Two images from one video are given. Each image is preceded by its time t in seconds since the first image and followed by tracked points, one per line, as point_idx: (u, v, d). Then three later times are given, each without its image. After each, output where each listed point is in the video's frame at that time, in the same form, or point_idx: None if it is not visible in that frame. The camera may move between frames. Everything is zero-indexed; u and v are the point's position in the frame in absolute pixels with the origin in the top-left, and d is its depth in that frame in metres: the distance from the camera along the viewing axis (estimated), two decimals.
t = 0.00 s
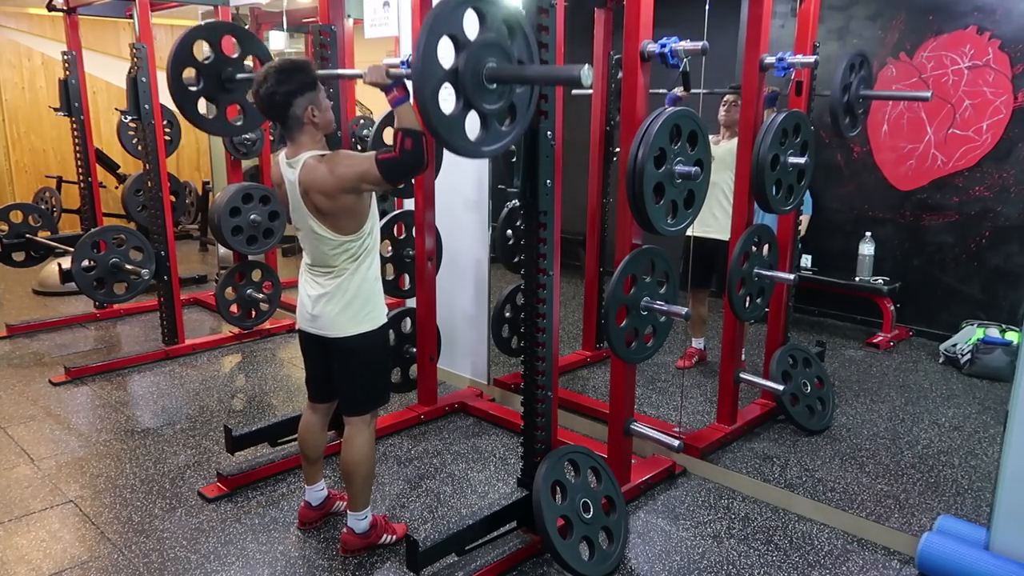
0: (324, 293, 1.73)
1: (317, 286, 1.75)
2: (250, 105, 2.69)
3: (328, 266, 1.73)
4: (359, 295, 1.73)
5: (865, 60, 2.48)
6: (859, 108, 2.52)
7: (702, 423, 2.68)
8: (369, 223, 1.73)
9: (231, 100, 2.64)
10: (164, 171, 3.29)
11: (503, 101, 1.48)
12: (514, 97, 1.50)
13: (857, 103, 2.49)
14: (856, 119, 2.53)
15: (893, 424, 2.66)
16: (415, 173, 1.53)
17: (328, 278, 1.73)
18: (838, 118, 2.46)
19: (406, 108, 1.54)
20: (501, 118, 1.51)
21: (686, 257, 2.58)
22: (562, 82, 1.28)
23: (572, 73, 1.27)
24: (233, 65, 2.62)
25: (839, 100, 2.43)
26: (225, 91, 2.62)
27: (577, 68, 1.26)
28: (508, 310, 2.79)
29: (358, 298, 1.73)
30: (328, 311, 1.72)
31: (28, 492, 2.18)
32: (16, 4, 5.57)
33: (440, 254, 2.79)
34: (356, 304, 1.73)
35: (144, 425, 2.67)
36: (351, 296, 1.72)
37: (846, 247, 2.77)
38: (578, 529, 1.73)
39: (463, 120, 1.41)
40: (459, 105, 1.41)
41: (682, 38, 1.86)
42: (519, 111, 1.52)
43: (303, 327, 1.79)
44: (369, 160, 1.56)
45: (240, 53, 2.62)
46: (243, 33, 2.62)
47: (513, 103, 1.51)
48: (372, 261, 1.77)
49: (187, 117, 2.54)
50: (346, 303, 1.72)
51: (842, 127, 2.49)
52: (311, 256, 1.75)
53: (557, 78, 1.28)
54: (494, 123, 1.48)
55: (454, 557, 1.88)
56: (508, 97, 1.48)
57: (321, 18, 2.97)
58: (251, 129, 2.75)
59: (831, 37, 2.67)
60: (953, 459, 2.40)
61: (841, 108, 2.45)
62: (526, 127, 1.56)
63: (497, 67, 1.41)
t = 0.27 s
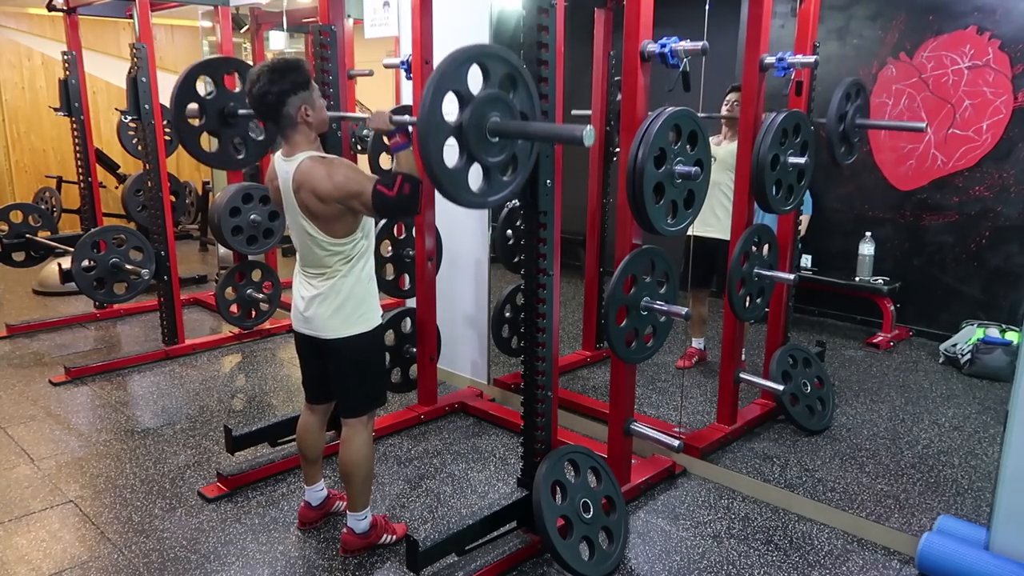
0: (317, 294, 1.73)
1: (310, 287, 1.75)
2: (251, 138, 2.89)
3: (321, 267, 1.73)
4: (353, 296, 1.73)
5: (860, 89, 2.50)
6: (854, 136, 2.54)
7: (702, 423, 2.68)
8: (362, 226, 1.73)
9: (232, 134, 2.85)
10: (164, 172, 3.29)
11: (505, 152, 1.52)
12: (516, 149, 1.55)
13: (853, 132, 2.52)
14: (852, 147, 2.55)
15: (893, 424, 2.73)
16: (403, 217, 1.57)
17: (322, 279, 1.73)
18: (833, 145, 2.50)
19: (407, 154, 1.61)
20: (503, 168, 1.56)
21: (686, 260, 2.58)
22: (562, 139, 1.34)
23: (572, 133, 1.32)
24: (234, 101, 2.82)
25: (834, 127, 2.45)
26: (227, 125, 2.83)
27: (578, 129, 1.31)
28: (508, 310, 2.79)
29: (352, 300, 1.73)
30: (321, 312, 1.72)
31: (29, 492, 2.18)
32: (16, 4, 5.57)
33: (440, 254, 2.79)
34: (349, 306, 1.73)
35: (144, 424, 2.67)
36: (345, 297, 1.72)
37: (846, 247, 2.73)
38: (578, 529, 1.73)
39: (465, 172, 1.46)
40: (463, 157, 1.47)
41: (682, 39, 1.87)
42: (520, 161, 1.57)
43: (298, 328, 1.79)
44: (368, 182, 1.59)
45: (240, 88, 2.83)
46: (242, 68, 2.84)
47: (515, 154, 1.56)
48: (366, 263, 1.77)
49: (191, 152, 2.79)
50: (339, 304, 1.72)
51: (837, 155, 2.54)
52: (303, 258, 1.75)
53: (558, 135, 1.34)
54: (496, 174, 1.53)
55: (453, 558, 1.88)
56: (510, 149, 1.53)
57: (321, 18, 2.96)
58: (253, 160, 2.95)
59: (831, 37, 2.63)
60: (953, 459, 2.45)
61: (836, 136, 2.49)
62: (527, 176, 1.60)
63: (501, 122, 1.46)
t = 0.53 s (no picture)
0: (318, 293, 1.73)
1: (311, 286, 1.75)
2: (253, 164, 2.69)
3: (322, 266, 1.73)
4: (353, 297, 1.73)
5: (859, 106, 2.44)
6: (854, 153, 2.47)
7: (702, 423, 2.68)
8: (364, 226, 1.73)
9: (234, 159, 2.65)
10: (164, 172, 3.29)
11: (506, 182, 1.53)
12: (517, 178, 1.56)
13: (853, 148, 2.45)
14: (851, 164, 2.48)
15: (893, 424, 2.65)
16: (393, 240, 1.63)
17: (323, 278, 1.74)
18: (831, 164, 2.42)
19: (405, 181, 1.78)
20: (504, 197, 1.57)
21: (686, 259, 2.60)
22: (563, 172, 1.35)
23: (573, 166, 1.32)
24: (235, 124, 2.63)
25: (833, 145, 2.39)
26: (228, 149, 2.63)
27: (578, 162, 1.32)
28: (508, 310, 2.79)
29: (352, 300, 1.73)
30: (321, 312, 1.72)
31: (28, 492, 2.18)
32: (16, 4, 5.57)
33: (439, 254, 2.79)
34: (349, 306, 1.73)
35: (144, 425, 2.67)
36: (345, 297, 1.72)
37: (846, 247, 2.75)
38: (578, 529, 1.73)
39: (465, 202, 1.47)
40: (464, 188, 1.48)
41: (682, 38, 1.87)
42: (521, 190, 1.57)
43: (298, 328, 1.79)
44: (368, 194, 1.61)
45: (244, 111, 2.64)
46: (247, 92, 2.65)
47: (516, 184, 1.56)
48: (367, 263, 1.77)
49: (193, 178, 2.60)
50: (339, 305, 1.72)
51: (837, 172, 2.44)
52: (304, 257, 1.75)
53: (558, 168, 1.34)
54: (496, 204, 1.54)
55: (454, 557, 1.88)
56: (511, 178, 1.54)
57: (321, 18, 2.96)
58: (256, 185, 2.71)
59: (831, 36, 2.64)
60: (952, 459, 2.40)
61: (835, 153, 2.42)
62: (528, 203, 1.60)
63: (501, 152, 1.47)
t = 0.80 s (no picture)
0: (318, 293, 1.73)
1: (311, 285, 1.75)
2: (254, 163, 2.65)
3: (322, 266, 1.73)
4: (353, 296, 1.73)
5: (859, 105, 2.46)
6: (854, 152, 2.49)
7: (702, 423, 2.68)
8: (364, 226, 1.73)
9: (236, 158, 2.63)
10: (164, 172, 3.29)
11: (509, 179, 1.54)
12: (521, 175, 1.56)
13: (852, 147, 2.47)
14: (851, 162, 2.50)
15: (893, 424, 2.67)
16: (394, 239, 1.63)
17: (323, 278, 1.74)
18: (831, 162, 2.44)
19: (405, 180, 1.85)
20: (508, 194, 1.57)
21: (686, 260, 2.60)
22: (566, 168, 1.35)
23: (576, 162, 1.32)
24: (236, 124, 2.59)
25: (833, 145, 2.41)
26: (230, 149, 2.61)
27: (581, 159, 1.32)
28: (508, 310, 2.79)
29: (351, 300, 1.73)
30: (321, 311, 1.72)
31: (28, 492, 2.18)
32: (16, 4, 5.57)
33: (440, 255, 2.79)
34: (349, 305, 1.72)
35: (144, 424, 2.67)
36: (345, 296, 1.72)
37: (846, 247, 2.75)
38: (578, 529, 1.73)
39: (470, 199, 1.48)
40: (468, 185, 1.48)
41: (682, 39, 1.87)
42: (525, 187, 1.58)
43: (297, 327, 1.79)
44: (369, 193, 1.61)
45: (245, 111, 2.60)
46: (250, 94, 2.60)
47: (520, 180, 1.57)
48: (368, 263, 1.77)
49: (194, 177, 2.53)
50: (338, 304, 1.71)
51: (836, 171, 2.47)
52: (304, 256, 1.75)
53: (560, 163, 1.34)
54: (500, 200, 1.55)
55: (454, 558, 1.88)
56: (515, 175, 1.55)
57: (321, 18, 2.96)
58: (258, 185, 2.67)
59: (831, 36, 2.64)
60: (953, 459, 2.40)
61: (835, 152, 2.44)
62: (532, 200, 1.61)
63: (504, 149, 1.48)
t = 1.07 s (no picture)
0: (318, 292, 1.73)
1: (312, 285, 1.75)
2: (254, 164, 2.65)
3: (323, 265, 1.73)
4: (354, 296, 1.73)
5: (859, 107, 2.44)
6: (854, 152, 2.49)
7: (702, 423, 2.68)
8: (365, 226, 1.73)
9: (236, 158, 2.63)
10: (164, 172, 3.29)
11: (510, 179, 1.54)
12: (522, 175, 1.56)
13: (852, 147, 2.47)
14: (852, 161, 2.50)
15: (893, 424, 2.67)
16: (393, 240, 1.63)
17: (324, 277, 1.73)
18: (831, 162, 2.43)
19: (406, 179, 1.86)
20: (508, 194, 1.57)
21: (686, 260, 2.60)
22: (567, 169, 1.35)
23: (578, 163, 1.32)
24: (236, 125, 2.59)
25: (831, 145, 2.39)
26: (230, 149, 2.61)
27: (582, 159, 1.32)
28: (508, 310, 2.79)
29: (352, 299, 1.72)
30: (321, 310, 1.72)
31: (28, 492, 2.18)
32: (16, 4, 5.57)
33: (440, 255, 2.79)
34: (349, 305, 1.72)
35: (144, 425, 2.67)
36: (345, 296, 1.72)
37: (846, 247, 2.74)
38: (578, 529, 1.73)
39: (471, 200, 1.48)
40: (469, 186, 1.48)
41: (682, 39, 1.87)
42: (525, 187, 1.58)
43: (298, 327, 1.79)
44: (370, 194, 1.61)
45: (244, 111, 2.60)
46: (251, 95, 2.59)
47: (521, 180, 1.57)
48: (369, 263, 1.77)
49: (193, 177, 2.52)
50: (338, 304, 1.71)
51: (836, 171, 2.47)
52: (305, 255, 1.75)
53: (560, 163, 1.34)
54: (501, 201, 1.55)
55: (454, 557, 1.88)
56: (516, 175, 1.55)
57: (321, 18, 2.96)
58: (258, 184, 2.66)
59: (831, 36, 2.64)
60: (952, 460, 2.40)
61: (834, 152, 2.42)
62: (533, 200, 1.61)
63: (505, 150, 1.48)
